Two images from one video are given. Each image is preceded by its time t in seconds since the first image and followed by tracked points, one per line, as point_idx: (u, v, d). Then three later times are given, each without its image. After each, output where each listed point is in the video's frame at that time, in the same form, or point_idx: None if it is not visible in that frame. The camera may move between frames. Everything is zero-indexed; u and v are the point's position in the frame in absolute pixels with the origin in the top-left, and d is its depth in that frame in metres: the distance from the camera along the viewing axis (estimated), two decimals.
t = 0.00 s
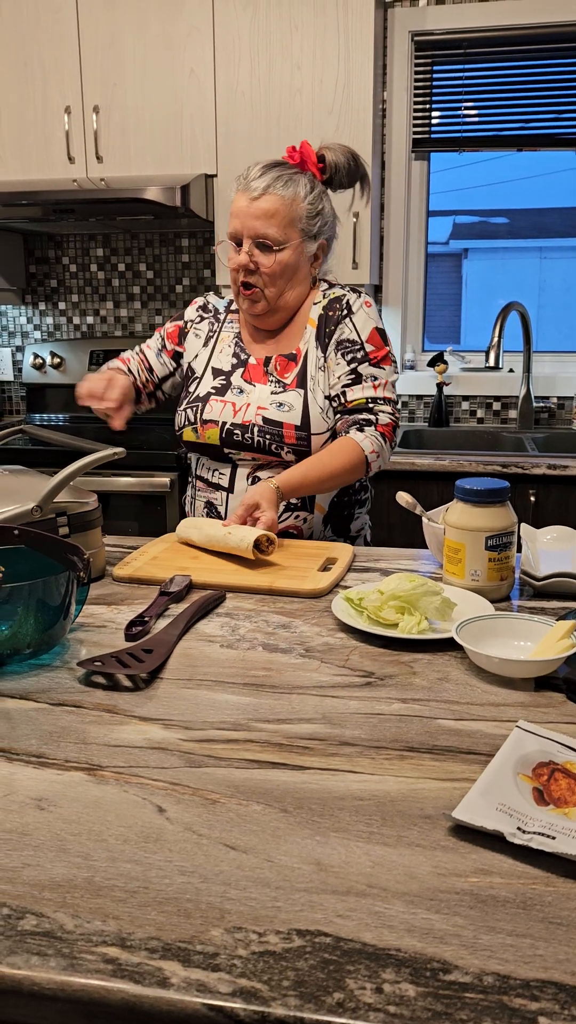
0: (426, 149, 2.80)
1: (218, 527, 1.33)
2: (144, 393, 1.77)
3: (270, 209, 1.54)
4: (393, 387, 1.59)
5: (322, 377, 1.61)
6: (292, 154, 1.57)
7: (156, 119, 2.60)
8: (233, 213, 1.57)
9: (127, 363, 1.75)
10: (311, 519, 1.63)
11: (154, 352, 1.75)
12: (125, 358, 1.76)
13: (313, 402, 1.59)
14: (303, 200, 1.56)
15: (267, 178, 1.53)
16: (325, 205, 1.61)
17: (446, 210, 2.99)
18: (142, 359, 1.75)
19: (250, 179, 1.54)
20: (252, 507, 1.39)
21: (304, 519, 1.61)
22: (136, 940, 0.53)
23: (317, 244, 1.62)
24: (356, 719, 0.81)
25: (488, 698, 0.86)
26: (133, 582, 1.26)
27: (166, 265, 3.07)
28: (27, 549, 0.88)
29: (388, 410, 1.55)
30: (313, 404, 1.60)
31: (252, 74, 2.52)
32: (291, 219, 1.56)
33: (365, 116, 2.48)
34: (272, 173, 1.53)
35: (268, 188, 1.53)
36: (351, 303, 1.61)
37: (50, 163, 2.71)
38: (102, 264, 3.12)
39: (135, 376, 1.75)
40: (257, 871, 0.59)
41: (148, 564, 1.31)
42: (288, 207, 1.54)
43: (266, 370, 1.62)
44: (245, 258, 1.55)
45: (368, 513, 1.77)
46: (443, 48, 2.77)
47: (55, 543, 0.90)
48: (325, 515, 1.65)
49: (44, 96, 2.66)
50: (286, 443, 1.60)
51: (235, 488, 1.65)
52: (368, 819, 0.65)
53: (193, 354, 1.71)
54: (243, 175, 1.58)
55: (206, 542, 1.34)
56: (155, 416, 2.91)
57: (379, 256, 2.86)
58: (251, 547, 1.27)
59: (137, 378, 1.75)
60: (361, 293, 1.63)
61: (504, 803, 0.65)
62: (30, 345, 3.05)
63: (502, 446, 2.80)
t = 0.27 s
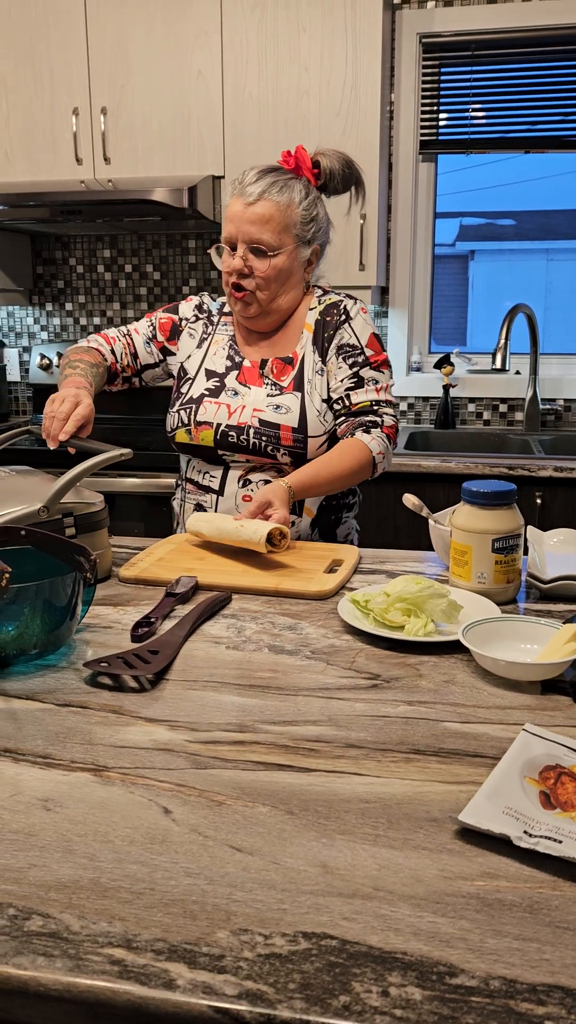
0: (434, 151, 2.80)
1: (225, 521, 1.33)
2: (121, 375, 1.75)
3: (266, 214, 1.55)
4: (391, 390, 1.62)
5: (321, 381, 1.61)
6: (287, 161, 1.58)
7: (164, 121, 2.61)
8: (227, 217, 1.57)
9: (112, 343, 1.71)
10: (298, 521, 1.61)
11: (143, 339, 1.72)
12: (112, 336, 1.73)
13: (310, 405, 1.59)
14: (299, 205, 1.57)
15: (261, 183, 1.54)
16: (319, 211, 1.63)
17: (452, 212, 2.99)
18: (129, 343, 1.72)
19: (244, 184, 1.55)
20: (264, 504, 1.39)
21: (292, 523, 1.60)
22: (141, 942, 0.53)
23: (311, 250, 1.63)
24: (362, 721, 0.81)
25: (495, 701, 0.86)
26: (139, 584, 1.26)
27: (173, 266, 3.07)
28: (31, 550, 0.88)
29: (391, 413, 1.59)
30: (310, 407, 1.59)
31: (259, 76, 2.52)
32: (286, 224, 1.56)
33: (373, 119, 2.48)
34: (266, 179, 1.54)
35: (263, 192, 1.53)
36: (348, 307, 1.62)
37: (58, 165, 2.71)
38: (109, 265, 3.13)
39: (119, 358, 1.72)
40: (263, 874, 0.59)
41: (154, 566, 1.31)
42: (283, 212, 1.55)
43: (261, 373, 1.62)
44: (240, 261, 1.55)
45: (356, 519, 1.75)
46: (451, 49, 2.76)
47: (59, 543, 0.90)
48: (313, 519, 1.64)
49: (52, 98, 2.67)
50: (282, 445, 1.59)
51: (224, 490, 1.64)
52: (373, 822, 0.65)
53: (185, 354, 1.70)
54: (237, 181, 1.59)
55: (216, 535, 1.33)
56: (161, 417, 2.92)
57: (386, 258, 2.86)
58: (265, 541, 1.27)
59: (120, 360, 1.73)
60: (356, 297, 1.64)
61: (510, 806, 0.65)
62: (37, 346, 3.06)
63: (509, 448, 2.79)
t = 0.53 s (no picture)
0: (442, 152, 2.79)
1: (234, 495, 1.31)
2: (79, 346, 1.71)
3: (235, 219, 1.57)
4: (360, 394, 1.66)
5: (292, 383, 1.63)
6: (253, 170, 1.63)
7: (172, 122, 2.61)
8: (197, 222, 1.59)
9: (78, 312, 1.68)
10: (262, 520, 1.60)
11: (110, 316, 1.70)
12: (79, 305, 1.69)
13: (280, 407, 1.62)
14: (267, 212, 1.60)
15: (231, 189, 1.57)
16: (286, 219, 1.66)
17: (460, 213, 2.98)
18: (96, 316, 1.69)
19: (214, 190, 1.58)
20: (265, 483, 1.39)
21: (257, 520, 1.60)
22: (148, 943, 0.53)
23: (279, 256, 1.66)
24: (369, 723, 0.81)
25: (503, 703, 0.86)
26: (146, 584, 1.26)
27: (181, 267, 3.08)
28: (44, 551, 0.94)
29: (366, 414, 1.62)
30: (282, 408, 1.62)
31: (268, 77, 2.52)
32: (255, 230, 1.59)
33: (382, 121, 2.48)
34: (236, 185, 1.57)
35: (233, 197, 1.56)
36: (317, 315, 1.67)
37: (67, 165, 2.72)
38: (118, 265, 3.14)
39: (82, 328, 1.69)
40: (270, 875, 0.59)
41: (161, 566, 1.31)
42: (252, 218, 1.58)
43: (231, 373, 1.63)
44: (210, 264, 1.57)
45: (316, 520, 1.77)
46: (461, 51, 2.76)
47: (67, 543, 0.93)
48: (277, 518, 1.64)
49: (62, 100, 2.68)
50: (251, 443, 1.61)
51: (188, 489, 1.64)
52: (380, 824, 0.65)
53: (151, 347, 1.69)
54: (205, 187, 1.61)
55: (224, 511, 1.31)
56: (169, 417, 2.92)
57: (393, 260, 2.86)
58: (272, 511, 1.27)
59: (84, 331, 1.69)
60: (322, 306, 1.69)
61: (517, 809, 0.65)
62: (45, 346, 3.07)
63: (516, 450, 2.79)
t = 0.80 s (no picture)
0: (452, 153, 2.79)
1: (145, 446, 1.23)
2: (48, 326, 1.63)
3: (201, 218, 1.59)
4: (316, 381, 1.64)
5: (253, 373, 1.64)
6: (215, 168, 1.64)
7: (181, 123, 2.62)
8: (162, 221, 1.60)
9: (57, 291, 1.60)
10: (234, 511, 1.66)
11: (86, 301, 1.65)
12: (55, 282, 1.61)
13: (247, 397, 1.63)
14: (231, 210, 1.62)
15: (196, 188, 1.59)
16: (248, 217, 1.68)
17: (469, 214, 2.97)
18: (74, 298, 1.63)
19: (178, 189, 1.59)
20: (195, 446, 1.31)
21: (231, 511, 1.65)
22: (156, 944, 0.53)
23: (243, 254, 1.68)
24: (377, 725, 0.81)
25: (512, 706, 0.85)
26: (154, 584, 1.26)
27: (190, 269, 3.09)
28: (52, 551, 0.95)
29: (315, 393, 1.59)
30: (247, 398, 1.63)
31: (278, 78, 2.53)
32: (220, 228, 1.61)
33: (391, 122, 2.48)
34: (201, 184, 1.59)
35: (198, 196, 1.58)
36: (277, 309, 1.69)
37: (76, 166, 2.72)
38: (127, 266, 3.15)
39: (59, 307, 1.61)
40: (277, 877, 0.59)
41: (168, 567, 1.31)
42: (218, 216, 1.60)
43: (199, 368, 1.64)
44: (177, 262, 1.58)
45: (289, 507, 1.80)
46: (470, 52, 2.75)
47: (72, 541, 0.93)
48: (250, 507, 1.68)
49: (72, 101, 2.68)
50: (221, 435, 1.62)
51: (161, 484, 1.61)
52: (388, 826, 0.65)
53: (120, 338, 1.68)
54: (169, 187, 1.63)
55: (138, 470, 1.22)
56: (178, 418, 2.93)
57: (402, 261, 2.86)
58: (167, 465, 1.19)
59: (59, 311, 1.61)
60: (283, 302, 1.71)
61: (527, 813, 0.65)
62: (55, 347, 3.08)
63: (525, 452, 2.78)
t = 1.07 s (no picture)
0: (462, 154, 2.78)
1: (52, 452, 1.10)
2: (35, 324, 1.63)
3: (173, 216, 1.60)
4: (264, 359, 1.55)
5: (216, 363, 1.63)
6: (183, 168, 1.64)
7: (191, 124, 2.62)
8: (135, 220, 1.61)
9: (45, 289, 1.61)
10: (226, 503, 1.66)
11: (72, 299, 1.66)
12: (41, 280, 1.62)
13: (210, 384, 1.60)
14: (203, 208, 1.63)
15: (168, 187, 1.60)
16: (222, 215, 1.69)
17: (478, 215, 2.97)
18: (61, 296, 1.64)
19: (151, 188, 1.60)
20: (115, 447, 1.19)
21: (222, 504, 1.65)
22: (167, 944, 0.53)
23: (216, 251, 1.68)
24: (387, 727, 0.81)
25: (522, 709, 0.85)
26: (163, 585, 1.27)
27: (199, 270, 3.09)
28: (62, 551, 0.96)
29: (247, 367, 1.50)
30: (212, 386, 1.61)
31: (288, 79, 2.53)
32: (193, 225, 1.61)
33: (401, 123, 2.47)
34: (173, 182, 1.60)
35: (170, 194, 1.59)
36: (238, 297, 1.66)
37: (86, 167, 2.73)
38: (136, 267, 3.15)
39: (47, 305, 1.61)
40: (288, 878, 0.59)
41: (178, 568, 1.31)
42: (191, 214, 1.61)
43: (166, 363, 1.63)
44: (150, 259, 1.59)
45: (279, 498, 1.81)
46: (481, 54, 2.75)
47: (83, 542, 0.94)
48: (241, 498, 1.69)
49: (82, 103, 2.69)
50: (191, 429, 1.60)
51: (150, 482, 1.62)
52: (398, 829, 0.65)
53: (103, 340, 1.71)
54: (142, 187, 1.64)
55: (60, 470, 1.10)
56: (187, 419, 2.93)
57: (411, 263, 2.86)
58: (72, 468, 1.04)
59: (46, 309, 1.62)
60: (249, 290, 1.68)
61: (538, 816, 0.65)
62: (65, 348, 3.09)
63: (534, 453, 2.77)
